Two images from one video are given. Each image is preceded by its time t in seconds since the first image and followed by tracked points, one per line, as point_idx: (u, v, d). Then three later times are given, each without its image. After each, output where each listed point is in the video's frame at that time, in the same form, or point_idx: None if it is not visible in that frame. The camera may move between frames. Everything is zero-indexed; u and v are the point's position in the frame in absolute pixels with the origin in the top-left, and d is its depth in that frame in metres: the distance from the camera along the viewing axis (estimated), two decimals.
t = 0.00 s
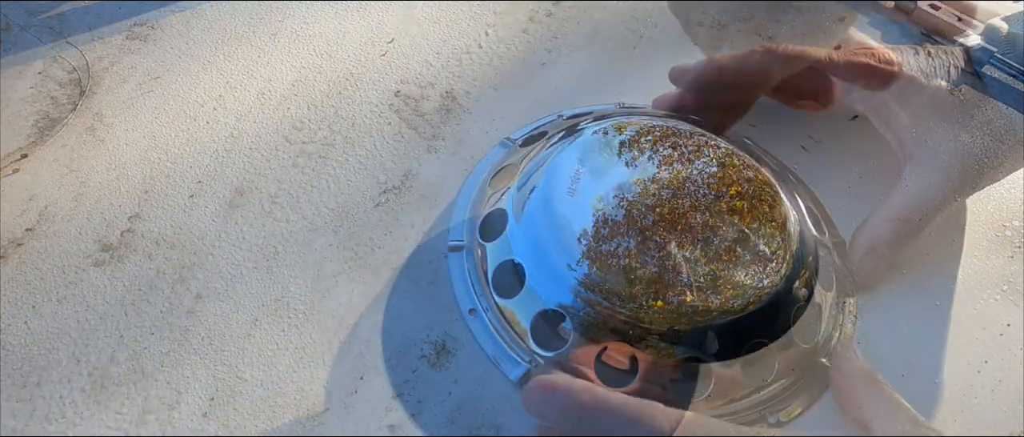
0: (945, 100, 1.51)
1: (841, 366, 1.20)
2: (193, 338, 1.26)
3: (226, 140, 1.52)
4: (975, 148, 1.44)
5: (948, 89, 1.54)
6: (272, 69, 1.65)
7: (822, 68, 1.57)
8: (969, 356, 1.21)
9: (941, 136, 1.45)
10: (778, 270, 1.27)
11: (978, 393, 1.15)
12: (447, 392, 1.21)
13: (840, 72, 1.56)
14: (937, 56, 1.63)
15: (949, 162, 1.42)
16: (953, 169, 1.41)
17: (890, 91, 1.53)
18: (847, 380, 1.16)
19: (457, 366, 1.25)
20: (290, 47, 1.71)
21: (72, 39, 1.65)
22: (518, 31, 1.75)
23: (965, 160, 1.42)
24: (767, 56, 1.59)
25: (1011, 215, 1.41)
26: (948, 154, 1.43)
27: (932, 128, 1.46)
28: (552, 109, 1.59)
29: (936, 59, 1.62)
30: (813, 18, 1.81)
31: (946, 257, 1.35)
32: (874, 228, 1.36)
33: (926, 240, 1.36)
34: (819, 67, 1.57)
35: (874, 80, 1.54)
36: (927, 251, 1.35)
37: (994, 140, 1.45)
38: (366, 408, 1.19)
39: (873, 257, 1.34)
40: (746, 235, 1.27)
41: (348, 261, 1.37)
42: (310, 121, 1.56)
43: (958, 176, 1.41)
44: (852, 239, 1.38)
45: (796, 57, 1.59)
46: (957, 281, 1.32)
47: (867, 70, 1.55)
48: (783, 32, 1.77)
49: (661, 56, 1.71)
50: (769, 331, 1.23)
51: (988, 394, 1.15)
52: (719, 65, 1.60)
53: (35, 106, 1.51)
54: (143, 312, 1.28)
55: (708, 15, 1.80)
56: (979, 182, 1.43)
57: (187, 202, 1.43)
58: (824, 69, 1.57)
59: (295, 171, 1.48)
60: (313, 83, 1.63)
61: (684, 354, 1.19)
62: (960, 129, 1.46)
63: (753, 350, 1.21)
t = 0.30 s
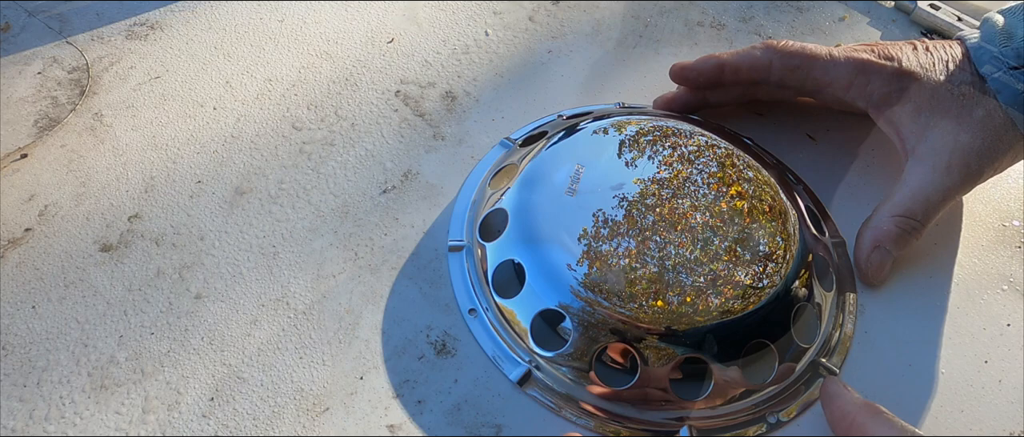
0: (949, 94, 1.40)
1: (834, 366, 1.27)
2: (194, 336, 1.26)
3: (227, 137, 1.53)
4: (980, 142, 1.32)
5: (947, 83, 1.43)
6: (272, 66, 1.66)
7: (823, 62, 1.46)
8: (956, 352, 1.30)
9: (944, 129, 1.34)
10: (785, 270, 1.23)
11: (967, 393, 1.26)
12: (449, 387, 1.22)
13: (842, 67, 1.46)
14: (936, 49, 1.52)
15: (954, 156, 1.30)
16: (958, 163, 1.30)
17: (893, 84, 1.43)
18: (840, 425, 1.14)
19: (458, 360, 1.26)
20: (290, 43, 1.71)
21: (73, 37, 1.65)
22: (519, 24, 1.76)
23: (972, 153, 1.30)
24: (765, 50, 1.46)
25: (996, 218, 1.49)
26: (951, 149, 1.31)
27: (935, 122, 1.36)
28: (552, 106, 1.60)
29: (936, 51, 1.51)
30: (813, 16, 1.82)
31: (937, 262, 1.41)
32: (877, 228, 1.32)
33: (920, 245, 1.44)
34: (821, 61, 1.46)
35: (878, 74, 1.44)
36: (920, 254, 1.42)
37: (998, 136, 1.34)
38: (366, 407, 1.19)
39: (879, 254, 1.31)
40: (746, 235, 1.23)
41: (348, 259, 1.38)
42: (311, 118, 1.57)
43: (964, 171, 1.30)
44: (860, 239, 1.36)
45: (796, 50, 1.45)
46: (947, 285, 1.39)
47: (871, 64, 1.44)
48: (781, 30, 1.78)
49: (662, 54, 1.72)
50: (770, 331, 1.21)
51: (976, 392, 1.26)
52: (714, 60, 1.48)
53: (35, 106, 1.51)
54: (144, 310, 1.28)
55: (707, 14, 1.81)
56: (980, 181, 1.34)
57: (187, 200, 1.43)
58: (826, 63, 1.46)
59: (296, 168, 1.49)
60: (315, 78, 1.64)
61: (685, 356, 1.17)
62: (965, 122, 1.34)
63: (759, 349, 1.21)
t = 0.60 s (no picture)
0: (952, 84, 1.40)
1: (833, 367, 1.28)
2: (193, 336, 1.26)
3: (227, 137, 1.52)
4: (989, 130, 1.32)
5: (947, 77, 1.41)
6: (271, 66, 1.66)
7: (823, 59, 1.48)
8: (955, 353, 1.31)
9: (950, 121, 1.35)
10: (785, 270, 1.22)
11: (965, 394, 1.26)
12: (449, 387, 1.23)
13: (842, 63, 1.47)
14: (936, 43, 1.51)
15: (964, 147, 1.30)
16: (966, 153, 1.30)
17: (896, 77, 1.43)
18: None
19: (457, 360, 1.26)
20: (290, 43, 1.71)
21: (72, 37, 1.65)
22: (519, 23, 1.77)
23: (980, 143, 1.31)
24: (764, 48, 1.49)
25: (995, 218, 1.49)
26: (961, 139, 1.32)
27: (939, 115, 1.37)
28: (551, 106, 1.59)
29: (936, 45, 1.50)
30: (812, 15, 1.82)
31: (937, 262, 1.42)
32: (886, 221, 1.32)
33: (920, 245, 1.44)
34: (821, 57, 1.48)
35: (879, 68, 1.44)
36: (920, 253, 1.43)
37: (1007, 122, 1.33)
38: (365, 407, 1.20)
39: (886, 248, 1.32)
40: (746, 235, 1.23)
41: (348, 258, 1.37)
42: (310, 117, 1.57)
43: (973, 161, 1.30)
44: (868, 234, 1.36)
45: (796, 47, 1.48)
46: (947, 285, 1.39)
47: (871, 59, 1.45)
48: (781, 29, 1.78)
49: (661, 54, 1.72)
50: (770, 330, 1.21)
51: (973, 393, 1.26)
52: (714, 59, 1.49)
53: (35, 106, 1.51)
54: (143, 310, 1.28)
55: (706, 14, 1.81)
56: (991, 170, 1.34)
57: (186, 200, 1.43)
58: (825, 60, 1.48)
59: (295, 168, 1.49)
60: (314, 78, 1.64)
61: (682, 355, 1.17)
62: (971, 113, 1.34)
63: (757, 349, 1.21)
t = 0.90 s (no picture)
0: (953, 82, 1.40)
1: (832, 367, 1.28)
2: (192, 336, 1.26)
3: (226, 137, 1.52)
4: (990, 128, 1.32)
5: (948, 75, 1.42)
6: (270, 66, 1.65)
7: (823, 58, 1.48)
8: (954, 353, 1.31)
9: (952, 119, 1.35)
10: (784, 270, 1.22)
11: (964, 394, 1.26)
12: (449, 387, 1.23)
13: (843, 61, 1.47)
14: (935, 41, 1.51)
15: (966, 145, 1.31)
16: (968, 151, 1.30)
17: (896, 76, 1.43)
18: None
19: (457, 360, 1.26)
20: (289, 43, 1.71)
21: (71, 37, 1.65)
22: (519, 23, 1.76)
23: (982, 141, 1.31)
24: (764, 47, 1.49)
25: (995, 217, 1.49)
26: (963, 136, 1.32)
27: (941, 113, 1.37)
28: (551, 106, 1.59)
29: (935, 43, 1.50)
30: (812, 14, 1.82)
31: (937, 261, 1.42)
32: (888, 219, 1.32)
33: (920, 245, 1.44)
34: (821, 56, 1.48)
35: (880, 67, 1.44)
36: (920, 253, 1.43)
37: (1007, 120, 1.34)
38: (365, 407, 1.20)
39: (887, 245, 1.32)
40: (745, 235, 1.23)
41: (347, 258, 1.37)
42: (309, 117, 1.57)
43: (975, 159, 1.30)
44: (869, 231, 1.36)
45: (796, 46, 1.48)
46: (947, 284, 1.39)
47: (872, 58, 1.45)
48: (781, 29, 1.78)
49: (661, 54, 1.72)
50: (770, 331, 1.20)
51: (973, 393, 1.27)
52: (714, 59, 1.49)
53: (34, 106, 1.51)
54: (142, 310, 1.28)
55: (706, 13, 1.81)
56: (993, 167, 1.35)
57: (186, 200, 1.43)
58: (826, 59, 1.48)
59: (295, 168, 1.48)
60: (314, 78, 1.64)
61: (683, 355, 1.17)
62: (972, 110, 1.35)
63: (757, 349, 1.21)
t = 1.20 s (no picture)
0: (952, 83, 1.41)
1: (830, 367, 1.28)
2: (191, 336, 1.26)
3: (224, 136, 1.52)
4: (988, 130, 1.33)
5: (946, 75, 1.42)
6: (269, 65, 1.65)
7: (823, 57, 1.48)
8: (954, 353, 1.31)
9: (951, 120, 1.35)
10: (784, 270, 1.22)
11: (964, 394, 1.27)
12: (448, 387, 1.23)
13: (842, 61, 1.47)
14: (935, 42, 1.51)
15: (964, 147, 1.31)
16: (967, 153, 1.31)
17: (896, 76, 1.43)
18: None
19: (456, 360, 1.26)
20: (288, 42, 1.70)
21: (69, 36, 1.64)
22: (519, 22, 1.76)
23: (980, 142, 1.31)
24: (764, 47, 1.48)
25: (995, 216, 1.49)
26: (962, 138, 1.32)
27: (940, 113, 1.37)
28: (550, 106, 1.59)
29: (936, 44, 1.50)
30: (812, 14, 1.82)
31: (937, 261, 1.41)
32: (886, 220, 1.32)
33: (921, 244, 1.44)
34: (821, 56, 1.47)
35: (880, 67, 1.44)
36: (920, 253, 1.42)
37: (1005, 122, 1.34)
38: (364, 407, 1.20)
39: (885, 246, 1.32)
40: (745, 234, 1.22)
41: (346, 258, 1.37)
42: (308, 116, 1.56)
43: (974, 161, 1.30)
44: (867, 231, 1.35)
45: (796, 46, 1.47)
46: (947, 284, 1.39)
47: (871, 58, 1.45)
48: (781, 29, 1.78)
49: (661, 53, 1.72)
50: (770, 331, 1.20)
51: (972, 393, 1.27)
52: (714, 58, 1.49)
53: (32, 105, 1.50)
54: (141, 310, 1.28)
55: (706, 13, 1.81)
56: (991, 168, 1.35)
57: (184, 200, 1.42)
58: (825, 59, 1.48)
59: (294, 167, 1.48)
60: (313, 77, 1.63)
61: (683, 355, 1.16)
62: (971, 111, 1.35)
63: (756, 350, 1.20)
